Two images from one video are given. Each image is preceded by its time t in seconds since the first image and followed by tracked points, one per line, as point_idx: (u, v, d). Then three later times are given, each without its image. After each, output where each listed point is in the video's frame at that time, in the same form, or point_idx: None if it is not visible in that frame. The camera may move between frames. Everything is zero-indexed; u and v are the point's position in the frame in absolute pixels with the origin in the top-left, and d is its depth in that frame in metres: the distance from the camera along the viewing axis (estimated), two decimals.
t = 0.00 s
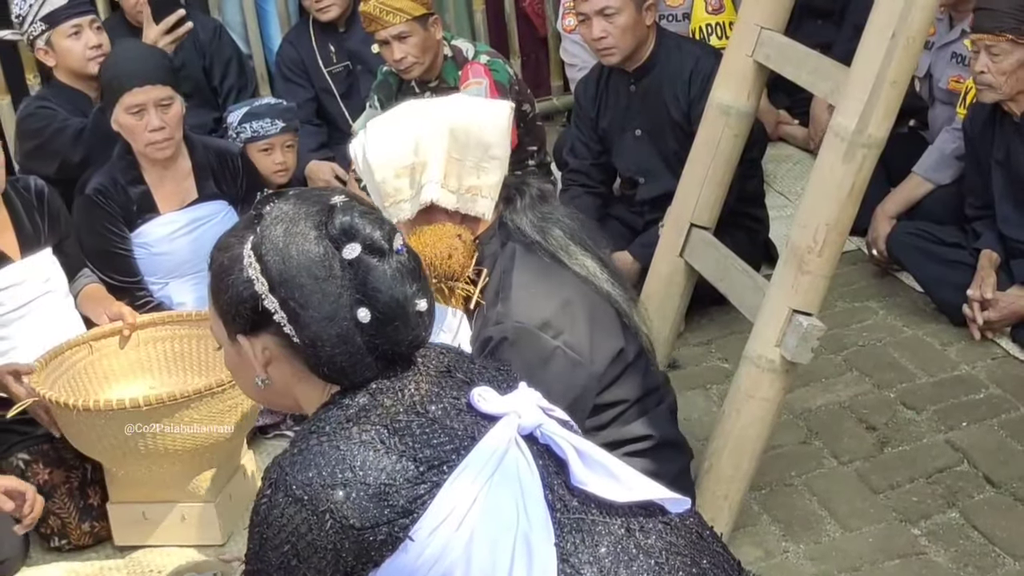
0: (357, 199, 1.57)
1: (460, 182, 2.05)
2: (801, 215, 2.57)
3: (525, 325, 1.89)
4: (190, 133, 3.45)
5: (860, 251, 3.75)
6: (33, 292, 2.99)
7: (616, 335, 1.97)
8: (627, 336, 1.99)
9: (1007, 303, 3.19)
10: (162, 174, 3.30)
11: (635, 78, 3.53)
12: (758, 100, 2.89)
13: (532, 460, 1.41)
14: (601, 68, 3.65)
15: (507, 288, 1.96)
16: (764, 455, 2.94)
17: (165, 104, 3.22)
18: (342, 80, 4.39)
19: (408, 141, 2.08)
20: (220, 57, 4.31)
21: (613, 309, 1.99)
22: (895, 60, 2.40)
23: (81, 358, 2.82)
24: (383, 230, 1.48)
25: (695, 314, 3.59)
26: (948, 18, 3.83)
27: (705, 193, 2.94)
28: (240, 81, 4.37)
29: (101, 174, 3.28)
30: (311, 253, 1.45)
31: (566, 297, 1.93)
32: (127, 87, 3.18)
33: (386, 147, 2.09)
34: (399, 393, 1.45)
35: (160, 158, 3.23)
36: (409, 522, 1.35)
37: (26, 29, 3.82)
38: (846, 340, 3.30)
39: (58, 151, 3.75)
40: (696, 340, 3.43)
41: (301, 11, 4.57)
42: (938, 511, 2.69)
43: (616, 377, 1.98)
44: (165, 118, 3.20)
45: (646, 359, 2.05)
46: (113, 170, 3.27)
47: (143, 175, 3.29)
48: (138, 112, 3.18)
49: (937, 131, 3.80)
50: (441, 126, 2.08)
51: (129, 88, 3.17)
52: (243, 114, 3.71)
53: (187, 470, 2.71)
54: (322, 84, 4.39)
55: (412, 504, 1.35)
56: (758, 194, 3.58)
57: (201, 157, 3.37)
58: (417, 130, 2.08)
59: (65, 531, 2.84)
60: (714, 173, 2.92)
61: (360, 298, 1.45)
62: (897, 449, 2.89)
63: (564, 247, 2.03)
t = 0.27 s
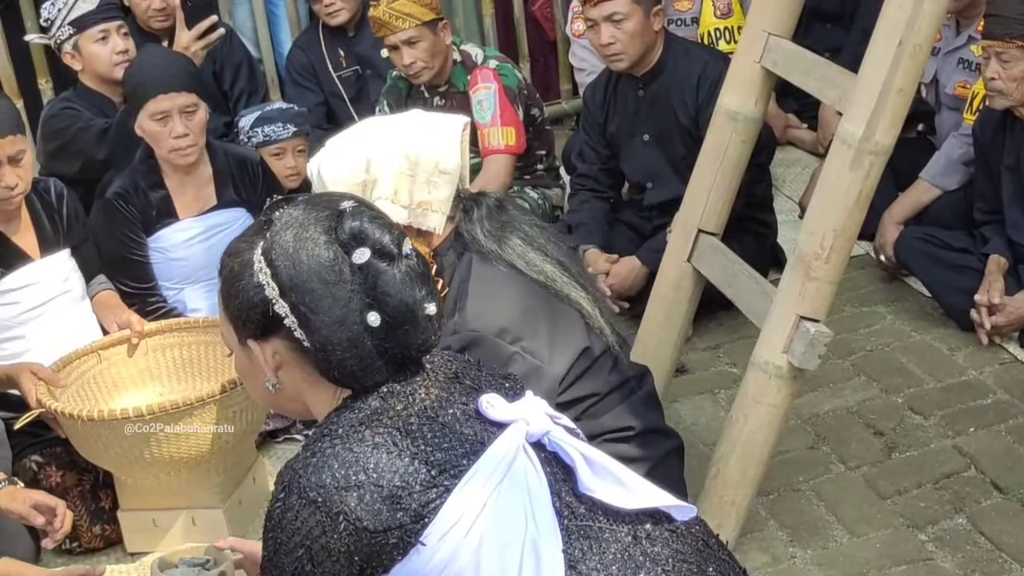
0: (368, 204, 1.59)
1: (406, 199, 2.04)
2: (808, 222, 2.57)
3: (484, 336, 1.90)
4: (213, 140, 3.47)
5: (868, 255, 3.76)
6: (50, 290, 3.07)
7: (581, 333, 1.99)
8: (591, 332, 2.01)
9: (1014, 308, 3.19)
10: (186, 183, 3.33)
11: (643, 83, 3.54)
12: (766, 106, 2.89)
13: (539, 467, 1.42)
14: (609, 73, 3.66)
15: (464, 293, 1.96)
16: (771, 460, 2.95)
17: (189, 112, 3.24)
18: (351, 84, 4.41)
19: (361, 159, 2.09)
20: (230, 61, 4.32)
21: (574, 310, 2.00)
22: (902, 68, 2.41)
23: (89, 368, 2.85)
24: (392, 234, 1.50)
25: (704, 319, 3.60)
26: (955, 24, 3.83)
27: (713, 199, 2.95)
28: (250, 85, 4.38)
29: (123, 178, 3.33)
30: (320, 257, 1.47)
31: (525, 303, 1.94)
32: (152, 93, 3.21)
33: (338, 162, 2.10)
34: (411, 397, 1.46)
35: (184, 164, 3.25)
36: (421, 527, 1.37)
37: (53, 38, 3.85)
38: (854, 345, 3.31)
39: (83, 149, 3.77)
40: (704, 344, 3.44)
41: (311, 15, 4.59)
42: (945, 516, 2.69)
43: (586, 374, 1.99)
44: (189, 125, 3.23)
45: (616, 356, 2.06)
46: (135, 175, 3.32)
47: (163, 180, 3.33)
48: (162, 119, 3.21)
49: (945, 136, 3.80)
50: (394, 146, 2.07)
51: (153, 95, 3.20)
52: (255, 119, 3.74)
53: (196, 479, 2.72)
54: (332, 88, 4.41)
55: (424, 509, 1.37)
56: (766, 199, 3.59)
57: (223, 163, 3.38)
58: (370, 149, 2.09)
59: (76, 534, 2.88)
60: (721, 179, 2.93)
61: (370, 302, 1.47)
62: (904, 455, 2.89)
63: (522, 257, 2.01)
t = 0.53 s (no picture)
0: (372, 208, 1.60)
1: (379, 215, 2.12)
2: (822, 231, 2.58)
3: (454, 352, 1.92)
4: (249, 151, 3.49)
5: (884, 261, 3.76)
6: (66, 286, 3.10)
7: (549, 337, 2.03)
8: (558, 331, 2.04)
9: None
10: (222, 195, 3.35)
11: (659, 90, 3.54)
12: (781, 114, 2.89)
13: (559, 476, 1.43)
14: (625, 79, 3.66)
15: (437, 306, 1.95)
16: (786, 468, 2.95)
17: (229, 124, 3.25)
18: (368, 89, 4.44)
19: (331, 174, 2.19)
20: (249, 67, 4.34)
21: (544, 313, 2.02)
22: (917, 77, 2.41)
23: (110, 376, 2.87)
24: (396, 234, 1.51)
25: (720, 325, 3.60)
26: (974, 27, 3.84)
27: (729, 207, 2.95)
28: (269, 90, 4.40)
29: (159, 187, 3.36)
30: (329, 263, 1.48)
31: (494, 315, 1.95)
32: (192, 105, 3.21)
33: (309, 175, 2.20)
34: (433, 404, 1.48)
35: (220, 176, 3.28)
36: (446, 532, 1.38)
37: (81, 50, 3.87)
38: (870, 352, 3.31)
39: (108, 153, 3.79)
40: (720, 351, 3.45)
41: (330, 21, 4.61)
42: (961, 525, 2.69)
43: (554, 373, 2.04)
44: (227, 138, 3.25)
45: (587, 348, 2.10)
46: (171, 181, 3.35)
47: (199, 188, 3.35)
48: (201, 129, 3.23)
49: (962, 141, 3.80)
50: (363, 162, 2.17)
51: (194, 106, 3.21)
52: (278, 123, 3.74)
53: (211, 481, 2.73)
54: (350, 93, 4.43)
55: (450, 514, 1.38)
56: (783, 205, 3.59)
57: (258, 174, 3.40)
58: (339, 165, 2.19)
59: (94, 536, 2.92)
60: (737, 187, 2.93)
61: (378, 301, 1.48)
62: (920, 462, 2.89)
63: (493, 268, 1.98)
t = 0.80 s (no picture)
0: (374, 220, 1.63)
1: (374, 208, 2.08)
2: (837, 239, 2.57)
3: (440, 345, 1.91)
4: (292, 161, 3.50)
5: (901, 268, 3.76)
6: (78, 286, 3.11)
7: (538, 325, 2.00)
8: (546, 319, 2.02)
9: None
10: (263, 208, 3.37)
11: (675, 96, 3.54)
12: (797, 121, 2.89)
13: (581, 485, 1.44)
14: (641, 85, 3.67)
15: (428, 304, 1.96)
16: (801, 475, 2.95)
17: (269, 136, 3.27)
18: (386, 93, 4.45)
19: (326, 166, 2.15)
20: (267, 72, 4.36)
21: (534, 304, 2.00)
22: (932, 86, 2.41)
23: (125, 384, 2.90)
24: (398, 238, 1.54)
25: (735, 331, 3.60)
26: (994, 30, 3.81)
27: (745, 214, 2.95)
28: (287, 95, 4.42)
29: (200, 192, 3.38)
30: (336, 272, 1.50)
31: (482, 307, 1.94)
32: (232, 116, 3.23)
33: (305, 165, 2.17)
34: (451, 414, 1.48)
35: (258, 187, 3.29)
36: (470, 540, 1.37)
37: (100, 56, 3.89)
38: (886, 359, 3.30)
39: (129, 154, 3.78)
40: (735, 357, 3.45)
41: (348, 25, 4.62)
42: (976, 534, 2.69)
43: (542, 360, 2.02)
44: (268, 149, 3.26)
45: (581, 335, 2.08)
46: (211, 188, 3.37)
47: (239, 198, 3.38)
48: (242, 140, 3.24)
49: (980, 147, 3.78)
50: (357, 154, 2.13)
51: (235, 117, 3.23)
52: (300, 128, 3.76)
53: (226, 488, 2.74)
54: (368, 97, 4.44)
55: (475, 521, 1.38)
56: (799, 211, 3.59)
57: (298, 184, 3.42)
58: (334, 156, 2.15)
59: (106, 531, 2.96)
60: (752, 194, 2.93)
61: (385, 304, 1.49)
62: (936, 470, 2.89)
63: (483, 261, 1.97)
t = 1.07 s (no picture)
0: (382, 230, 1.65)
1: (384, 203, 2.09)
2: (851, 248, 2.57)
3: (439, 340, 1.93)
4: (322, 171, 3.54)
5: (917, 274, 3.76)
6: (90, 294, 3.15)
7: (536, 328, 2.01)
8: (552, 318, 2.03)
9: None
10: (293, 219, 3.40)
11: (691, 102, 3.55)
12: (813, 129, 2.89)
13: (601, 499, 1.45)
14: (657, 91, 3.67)
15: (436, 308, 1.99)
16: (815, 483, 2.95)
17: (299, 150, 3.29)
18: (403, 96, 4.46)
19: (337, 161, 2.17)
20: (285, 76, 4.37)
21: (541, 300, 2.02)
22: (946, 95, 2.40)
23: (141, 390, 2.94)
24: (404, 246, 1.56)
25: (750, 337, 3.61)
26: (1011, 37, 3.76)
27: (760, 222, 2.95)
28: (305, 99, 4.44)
29: (232, 200, 3.38)
30: (343, 284, 1.51)
31: (490, 303, 1.96)
32: (262, 130, 3.24)
33: (315, 159, 2.19)
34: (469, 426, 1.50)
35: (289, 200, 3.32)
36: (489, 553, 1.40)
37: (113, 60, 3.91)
38: (901, 366, 3.30)
39: (142, 156, 3.81)
40: (750, 363, 3.46)
41: (365, 30, 4.63)
42: (990, 543, 2.68)
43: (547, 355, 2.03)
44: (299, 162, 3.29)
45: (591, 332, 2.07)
46: (243, 198, 3.38)
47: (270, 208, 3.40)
48: (272, 154, 3.26)
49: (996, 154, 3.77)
50: (369, 148, 2.14)
51: (264, 131, 3.24)
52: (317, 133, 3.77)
53: (240, 496, 2.77)
54: (385, 101, 4.45)
55: (494, 534, 1.40)
56: (815, 217, 3.59)
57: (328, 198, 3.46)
58: (345, 151, 2.17)
59: (117, 522, 3.02)
60: (767, 202, 2.93)
61: (396, 314, 1.51)
62: (950, 479, 2.89)
63: (491, 257, 1.98)
